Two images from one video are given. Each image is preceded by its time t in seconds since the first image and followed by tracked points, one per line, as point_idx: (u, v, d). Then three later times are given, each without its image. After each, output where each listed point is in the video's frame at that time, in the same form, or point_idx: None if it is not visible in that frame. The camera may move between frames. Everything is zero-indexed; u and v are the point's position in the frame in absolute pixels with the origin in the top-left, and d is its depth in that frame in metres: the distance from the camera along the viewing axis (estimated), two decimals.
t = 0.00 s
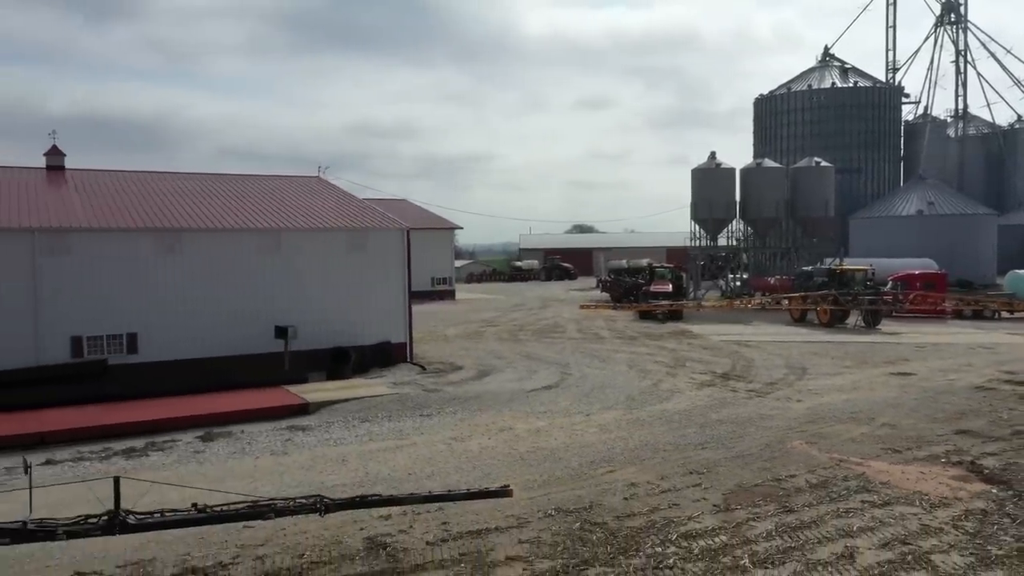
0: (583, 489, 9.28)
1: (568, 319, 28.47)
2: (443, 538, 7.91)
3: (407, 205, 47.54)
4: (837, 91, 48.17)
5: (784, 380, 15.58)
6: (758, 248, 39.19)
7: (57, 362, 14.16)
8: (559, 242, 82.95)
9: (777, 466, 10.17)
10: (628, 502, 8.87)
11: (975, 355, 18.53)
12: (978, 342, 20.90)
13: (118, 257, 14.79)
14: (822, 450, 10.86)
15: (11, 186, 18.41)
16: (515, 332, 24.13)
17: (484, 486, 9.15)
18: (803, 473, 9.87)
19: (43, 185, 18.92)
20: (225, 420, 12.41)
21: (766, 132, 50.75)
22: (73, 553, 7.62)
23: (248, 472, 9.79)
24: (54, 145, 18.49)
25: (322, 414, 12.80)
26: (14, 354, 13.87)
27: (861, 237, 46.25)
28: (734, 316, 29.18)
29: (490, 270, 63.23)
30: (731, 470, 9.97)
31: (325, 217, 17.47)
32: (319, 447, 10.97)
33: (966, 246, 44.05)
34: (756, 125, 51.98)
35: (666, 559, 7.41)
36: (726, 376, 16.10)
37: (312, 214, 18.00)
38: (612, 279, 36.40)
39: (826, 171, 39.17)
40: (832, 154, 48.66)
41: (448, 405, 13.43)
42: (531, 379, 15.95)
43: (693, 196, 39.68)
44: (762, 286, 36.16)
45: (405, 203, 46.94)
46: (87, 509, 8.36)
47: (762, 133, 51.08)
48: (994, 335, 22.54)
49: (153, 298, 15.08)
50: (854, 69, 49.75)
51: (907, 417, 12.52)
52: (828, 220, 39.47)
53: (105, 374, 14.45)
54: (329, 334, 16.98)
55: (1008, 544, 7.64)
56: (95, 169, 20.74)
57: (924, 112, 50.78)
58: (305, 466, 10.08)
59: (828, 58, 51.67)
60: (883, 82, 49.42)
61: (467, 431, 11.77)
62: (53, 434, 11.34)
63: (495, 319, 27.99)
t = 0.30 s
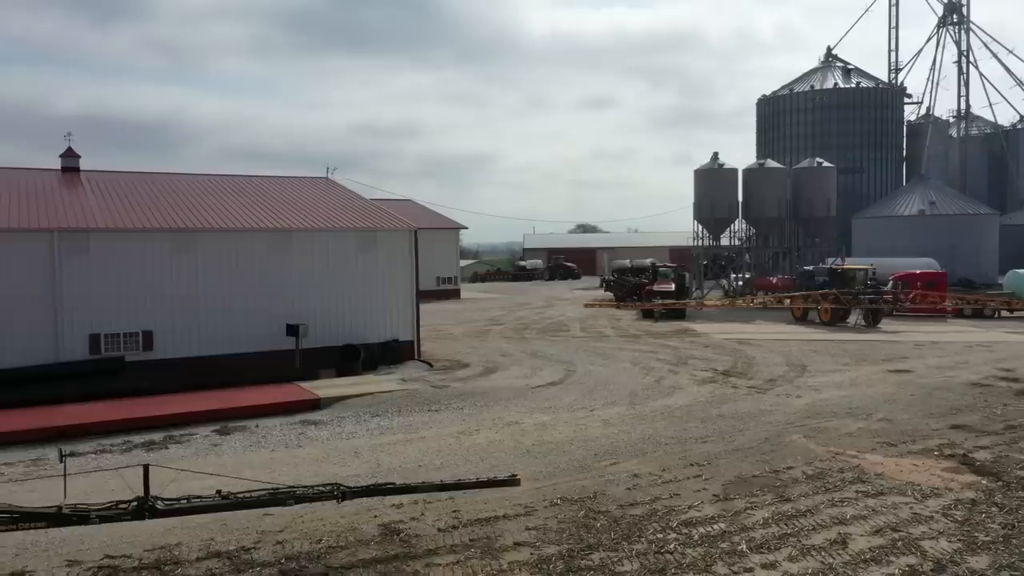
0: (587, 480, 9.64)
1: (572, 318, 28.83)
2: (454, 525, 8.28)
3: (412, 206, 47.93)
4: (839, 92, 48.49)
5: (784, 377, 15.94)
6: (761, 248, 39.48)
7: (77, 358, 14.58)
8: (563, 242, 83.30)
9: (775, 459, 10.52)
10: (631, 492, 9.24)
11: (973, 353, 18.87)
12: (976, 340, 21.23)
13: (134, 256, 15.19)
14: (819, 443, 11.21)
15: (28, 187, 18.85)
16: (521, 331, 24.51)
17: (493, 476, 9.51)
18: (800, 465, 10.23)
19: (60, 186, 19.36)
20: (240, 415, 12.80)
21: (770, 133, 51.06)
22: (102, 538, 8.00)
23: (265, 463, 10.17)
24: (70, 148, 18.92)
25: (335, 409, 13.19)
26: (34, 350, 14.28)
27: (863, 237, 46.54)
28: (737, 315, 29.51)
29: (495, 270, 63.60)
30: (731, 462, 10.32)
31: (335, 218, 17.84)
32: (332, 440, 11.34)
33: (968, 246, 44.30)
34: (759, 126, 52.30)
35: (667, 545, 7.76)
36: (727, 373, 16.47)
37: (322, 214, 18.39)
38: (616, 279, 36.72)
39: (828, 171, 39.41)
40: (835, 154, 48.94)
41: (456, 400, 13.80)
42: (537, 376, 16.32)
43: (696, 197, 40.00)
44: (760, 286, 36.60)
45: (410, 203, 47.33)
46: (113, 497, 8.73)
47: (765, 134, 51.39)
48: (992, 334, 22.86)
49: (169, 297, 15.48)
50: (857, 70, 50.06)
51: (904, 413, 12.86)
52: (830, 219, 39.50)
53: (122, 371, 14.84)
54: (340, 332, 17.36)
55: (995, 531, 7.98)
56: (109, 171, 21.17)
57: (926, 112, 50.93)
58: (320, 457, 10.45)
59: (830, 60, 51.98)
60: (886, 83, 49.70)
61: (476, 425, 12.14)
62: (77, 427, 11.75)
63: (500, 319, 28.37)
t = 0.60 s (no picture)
0: (592, 470, 10.01)
1: (576, 317, 29.21)
2: (464, 512, 8.65)
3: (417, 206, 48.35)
4: (842, 92, 48.79)
5: (784, 374, 16.30)
6: (763, 248, 39.77)
7: (94, 355, 15.01)
8: (567, 241, 83.70)
9: (774, 451, 10.88)
10: (634, 482, 9.60)
11: (970, 350, 19.22)
12: (974, 338, 21.58)
13: (151, 256, 15.61)
14: (816, 437, 11.57)
15: (45, 189, 19.30)
16: (526, 329, 24.91)
17: (501, 466, 9.88)
18: (798, 457, 10.59)
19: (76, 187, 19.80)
20: (254, 409, 13.18)
21: (773, 133, 51.36)
22: (128, 522, 8.39)
23: (281, 453, 10.56)
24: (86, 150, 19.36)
25: (346, 404, 13.58)
26: (54, 347, 14.71)
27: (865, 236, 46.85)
28: (739, 314, 29.87)
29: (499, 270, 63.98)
30: (730, 455, 10.69)
31: (344, 218, 18.23)
32: (344, 433, 11.73)
33: (969, 246, 44.60)
34: (762, 127, 52.61)
35: (667, 531, 8.13)
36: (728, 370, 16.84)
37: (332, 215, 18.77)
38: (619, 278, 37.08)
39: (829, 172, 39.76)
40: (838, 155, 49.21)
41: (464, 395, 14.19)
42: (542, 373, 16.70)
43: (699, 197, 40.33)
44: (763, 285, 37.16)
45: (415, 204, 47.75)
46: (137, 485, 9.12)
47: (768, 134, 51.69)
48: (991, 332, 23.20)
49: (183, 295, 15.88)
50: (859, 71, 50.33)
51: (900, 408, 13.22)
52: (831, 219, 39.80)
53: (139, 367, 15.25)
54: (349, 330, 17.75)
55: (983, 519, 8.33)
56: (122, 172, 21.60)
57: (928, 112, 51.10)
58: (333, 449, 10.83)
59: (833, 60, 52.29)
60: (889, 84, 49.96)
61: (484, 419, 12.52)
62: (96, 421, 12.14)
63: (505, 317, 28.77)
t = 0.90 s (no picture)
0: (596, 462, 10.39)
1: (580, 315, 29.60)
2: (473, 500, 9.03)
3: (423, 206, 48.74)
4: (844, 92, 49.07)
5: (784, 370, 16.67)
6: (766, 247, 40.13)
7: (112, 351, 15.43)
8: (571, 241, 84.08)
9: (772, 444, 11.24)
10: (636, 472, 9.98)
11: (968, 348, 19.56)
12: (972, 336, 21.92)
13: (166, 255, 16.02)
14: (814, 430, 11.92)
15: (61, 190, 19.74)
16: (530, 327, 25.29)
17: (508, 457, 10.26)
18: (794, 449, 10.96)
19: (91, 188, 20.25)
20: (268, 404, 13.59)
21: (775, 133, 51.67)
22: (153, 508, 8.79)
23: (296, 445, 10.96)
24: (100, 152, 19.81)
25: (356, 399, 13.97)
26: (73, 344, 15.14)
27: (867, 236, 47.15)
28: (741, 312, 30.23)
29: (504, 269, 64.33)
30: (730, 447, 11.06)
31: (353, 218, 18.61)
32: (356, 426, 12.12)
33: (970, 246, 44.87)
34: (766, 127, 52.91)
35: (668, 518, 8.50)
36: (729, 367, 17.22)
37: (340, 215, 19.15)
38: (623, 277, 37.47)
39: (831, 172, 40.09)
40: (840, 155, 49.49)
41: (471, 390, 14.56)
42: (546, 369, 17.09)
43: (702, 197, 40.67)
44: (767, 282, 37.72)
45: (421, 204, 48.17)
46: (160, 473, 9.52)
47: (771, 135, 52.00)
48: (990, 330, 23.50)
49: (197, 293, 16.29)
50: (862, 71, 50.62)
51: (895, 403, 13.58)
52: (832, 219, 40.13)
53: (154, 363, 15.67)
54: (358, 327, 18.14)
55: (971, 507, 8.69)
56: (135, 174, 22.05)
57: (930, 112, 51.38)
58: (346, 441, 11.22)
59: (835, 61, 52.61)
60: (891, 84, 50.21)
61: (490, 414, 12.91)
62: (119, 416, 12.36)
63: (510, 315, 29.16)
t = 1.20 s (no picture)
0: (600, 454, 10.76)
1: (585, 314, 29.98)
2: (482, 489, 9.41)
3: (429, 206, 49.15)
4: (848, 92, 49.35)
5: (785, 367, 17.03)
6: (769, 247, 40.45)
7: (129, 349, 15.87)
8: (575, 241, 84.48)
9: (771, 437, 11.60)
10: (639, 464, 10.36)
11: (966, 346, 19.91)
12: (972, 334, 22.26)
13: (181, 254, 16.44)
14: (812, 425, 12.29)
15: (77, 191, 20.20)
16: (536, 325, 25.69)
17: (515, 449, 10.63)
18: (793, 442, 11.33)
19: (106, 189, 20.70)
20: (282, 399, 13.99)
21: (779, 133, 51.96)
22: (176, 495, 9.19)
23: (311, 437, 11.35)
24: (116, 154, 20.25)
25: (367, 394, 14.37)
26: (92, 341, 15.58)
27: (870, 236, 47.40)
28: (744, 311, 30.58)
29: (509, 268, 64.65)
30: (730, 440, 11.43)
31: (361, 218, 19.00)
32: (368, 420, 12.51)
33: (973, 246, 45.14)
34: (769, 126, 53.19)
35: (669, 506, 8.87)
36: (731, 364, 17.59)
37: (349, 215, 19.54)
38: (627, 276, 37.82)
39: (833, 172, 40.43)
40: (843, 155, 49.75)
41: (479, 386, 14.96)
42: (552, 366, 17.48)
43: (705, 197, 40.98)
44: (768, 284, 37.48)
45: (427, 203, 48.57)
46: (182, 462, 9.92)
47: (775, 134, 52.29)
48: (989, 328, 23.79)
49: (211, 292, 16.71)
50: (865, 72, 50.88)
51: (892, 398, 13.94)
52: (834, 219, 40.60)
53: (169, 360, 16.09)
54: (368, 325, 18.54)
55: (960, 496, 9.05)
56: (148, 174, 22.50)
57: (934, 112, 51.65)
58: (358, 434, 11.61)
59: (839, 61, 52.90)
60: (894, 84, 50.42)
61: (498, 408, 13.30)
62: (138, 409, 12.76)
63: (516, 314, 29.56)
